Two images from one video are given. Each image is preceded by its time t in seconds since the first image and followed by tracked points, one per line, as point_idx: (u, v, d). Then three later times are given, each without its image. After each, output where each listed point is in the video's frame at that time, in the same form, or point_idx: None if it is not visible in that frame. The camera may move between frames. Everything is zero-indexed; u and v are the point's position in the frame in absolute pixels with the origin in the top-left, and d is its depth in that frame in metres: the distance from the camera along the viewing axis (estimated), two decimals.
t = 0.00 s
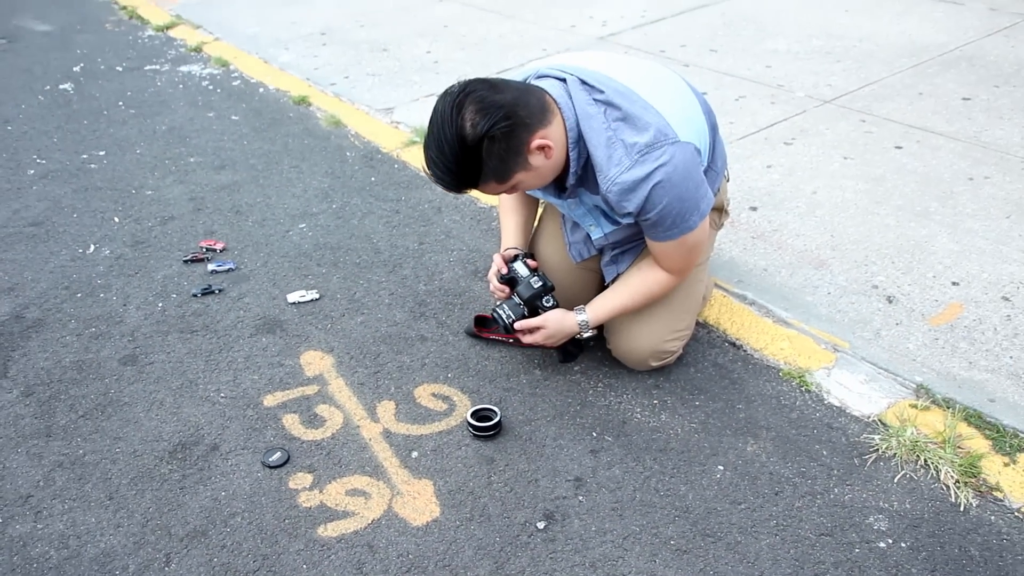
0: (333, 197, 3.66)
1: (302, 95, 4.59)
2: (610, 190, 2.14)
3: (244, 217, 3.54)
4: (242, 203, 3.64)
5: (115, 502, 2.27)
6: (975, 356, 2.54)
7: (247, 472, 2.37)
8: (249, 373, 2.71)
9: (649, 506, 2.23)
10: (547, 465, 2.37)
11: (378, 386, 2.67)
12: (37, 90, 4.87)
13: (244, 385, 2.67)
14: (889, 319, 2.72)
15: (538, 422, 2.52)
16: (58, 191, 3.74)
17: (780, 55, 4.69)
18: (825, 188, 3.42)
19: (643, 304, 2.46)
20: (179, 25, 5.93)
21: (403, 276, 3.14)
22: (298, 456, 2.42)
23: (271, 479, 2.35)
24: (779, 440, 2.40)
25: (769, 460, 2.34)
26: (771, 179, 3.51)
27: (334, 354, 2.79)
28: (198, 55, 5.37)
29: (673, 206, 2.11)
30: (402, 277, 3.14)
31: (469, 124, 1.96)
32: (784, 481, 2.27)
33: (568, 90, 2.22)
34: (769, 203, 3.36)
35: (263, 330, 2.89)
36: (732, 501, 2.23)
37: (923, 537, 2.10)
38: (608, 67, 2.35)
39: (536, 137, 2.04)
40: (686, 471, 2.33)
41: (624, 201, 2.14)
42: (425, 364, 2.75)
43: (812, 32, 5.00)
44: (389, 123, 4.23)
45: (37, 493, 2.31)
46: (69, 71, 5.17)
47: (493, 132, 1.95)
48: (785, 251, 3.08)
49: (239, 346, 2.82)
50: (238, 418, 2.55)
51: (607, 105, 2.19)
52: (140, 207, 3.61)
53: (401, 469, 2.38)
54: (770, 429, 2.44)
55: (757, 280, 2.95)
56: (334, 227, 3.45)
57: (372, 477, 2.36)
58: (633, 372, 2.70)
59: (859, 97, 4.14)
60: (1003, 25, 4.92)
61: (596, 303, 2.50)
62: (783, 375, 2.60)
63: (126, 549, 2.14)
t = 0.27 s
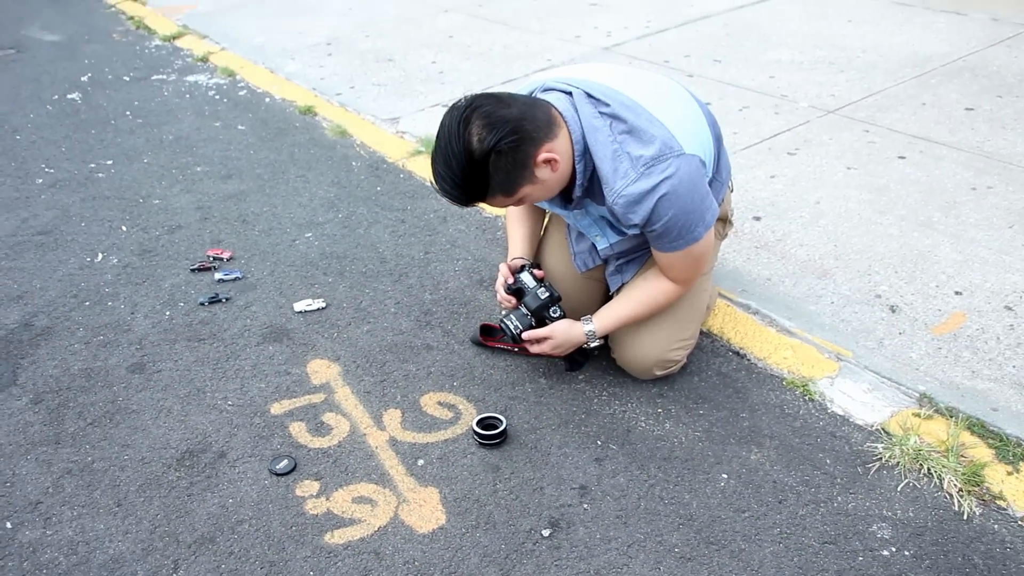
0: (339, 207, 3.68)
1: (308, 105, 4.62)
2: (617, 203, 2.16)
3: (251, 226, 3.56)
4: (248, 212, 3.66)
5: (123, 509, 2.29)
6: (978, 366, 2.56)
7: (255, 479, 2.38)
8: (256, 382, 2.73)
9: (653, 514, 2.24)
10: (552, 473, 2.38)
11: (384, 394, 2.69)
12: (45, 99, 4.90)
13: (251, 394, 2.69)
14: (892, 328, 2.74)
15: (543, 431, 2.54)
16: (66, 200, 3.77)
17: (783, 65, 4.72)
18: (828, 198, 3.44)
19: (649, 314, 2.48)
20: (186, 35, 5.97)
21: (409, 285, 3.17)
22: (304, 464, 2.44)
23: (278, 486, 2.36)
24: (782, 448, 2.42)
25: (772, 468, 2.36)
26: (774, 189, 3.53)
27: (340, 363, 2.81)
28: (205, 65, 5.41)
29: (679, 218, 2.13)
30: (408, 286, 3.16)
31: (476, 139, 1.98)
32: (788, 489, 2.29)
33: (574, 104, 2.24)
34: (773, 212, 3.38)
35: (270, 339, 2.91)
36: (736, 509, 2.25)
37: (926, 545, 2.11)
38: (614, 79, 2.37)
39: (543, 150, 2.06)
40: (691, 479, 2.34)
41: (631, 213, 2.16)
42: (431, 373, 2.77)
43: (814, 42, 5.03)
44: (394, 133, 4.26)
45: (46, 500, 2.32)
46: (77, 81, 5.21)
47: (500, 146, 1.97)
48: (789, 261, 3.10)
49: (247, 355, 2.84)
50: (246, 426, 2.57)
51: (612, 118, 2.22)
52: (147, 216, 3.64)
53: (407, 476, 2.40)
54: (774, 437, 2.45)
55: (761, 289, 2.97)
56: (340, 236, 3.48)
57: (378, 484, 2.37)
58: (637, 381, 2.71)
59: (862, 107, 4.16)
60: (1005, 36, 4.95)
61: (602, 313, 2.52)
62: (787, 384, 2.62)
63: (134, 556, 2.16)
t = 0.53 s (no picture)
0: (335, 214, 3.69)
1: (304, 112, 4.63)
2: (613, 210, 2.17)
3: (247, 233, 3.57)
4: (244, 220, 3.67)
5: (118, 516, 2.29)
6: (971, 371, 2.57)
7: (250, 486, 2.39)
8: (252, 389, 2.73)
9: (648, 520, 2.25)
10: (547, 480, 2.39)
11: (379, 401, 2.69)
12: (42, 106, 4.91)
13: (247, 400, 2.69)
14: (886, 334, 2.75)
15: (538, 437, 2.54)
16: (61, 207, 3.77)
17: (778, 72, 4.74)
18: (822, 204, 3.45)
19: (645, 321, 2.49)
20: (182, 42, 5.98)
21: (405, 292, 3.17)
22: (300, 470, 2.44)
23: (273, 493, 2.37)
24: (777, 454, 2.42)
25: (767, 474, 2.37)
26: (769, 195, 3.55)
27: (336, 370, 2.81)
28: (201, 72, 5.42)
29: (675, 226, 2.14)
30: (404, 293, 3.17)
31: (473, 148, 2.00)
32: (782, 495, 2.29)
33: (571, 112, 2.25)
34: (768, 219, 3.39)
35: (266, 346, 2.92)
36: (730, 514, 2.25)
37: (919, 550, 2.12)
38: (609, 87, 2.38)
39: (539, 159, 2.07)
40: (685, 485, 2.35)
41: (626, 220, 2.17)
42: (427, 379, 2.78)
43: (809, 49, 5.05)
44: (390, 140, 4.27)
45: (41, 508, 2.32)
46: (73, 88, 5.21)
47: (497, 155, 1.99)
48: (784, 267, 3.11)
49: (242, 362, 2.84)
50: (241, 433, 2.57)
51: (609, 127, 2.23)
52: (143, 223, 3.64)
53: (403, 483, 2.40)
54: (768, 443, 2.46)
55: (756, 295, 2.98)
56: (336, 243, 3.49)
57: (374, 491, 2.37)
58: (633, 387, 2.72)
59: (856, 114, 4.18)
60: (999, 43, 4.97)
61: (598, 319, 2.53)
62: (781, 390, 2.63)
63: (129, 563, 2.16)
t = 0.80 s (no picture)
0: (321, 219, 3.68)
1: (290, 117, 4.63)
2: (597, 217, 2.18)
3: (233, 239, 3.56)
4: (230, 225, 3.66)
5: (102, 523, 2.28)
6: (953, 375, 2.59)
7: (235, 492, 2.38)
8: (237, 395, 2.73)
9: (633, 524, 2.25)
10: (533, 484, 2.39)
11: (365, 406, 2.69)
12: (26, 111, 4.89)
13: (232, 406, 2.68)
14: (870, 339, 2.76)
15: (524, 442, 2.55)
16: (45, 213, 3.76)
17: (763, 78, 4.76)
18: (807, 209, 3.47)
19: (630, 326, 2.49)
20: (168, 47, 5.97)
21: (391, 297, 3.17)
22: (285, 476, 2.44)
23: (259, 499, 2.36)
24: (761, 457, 2.44)
25: (751, 478, 2.38)
26: (754, 200, 3.57)
27: (321, 376, 2.81)
28: (186, 77, 5.41)
29: (659, 232, 2.15)
30: (389, 298, 3.17)
31: (458, 155, 2.00)
32: (767, 499, 2.30)
33: (555, 119, 2.26)
34: (752, 224, 3.41)
35: (251, 351, 2.91)
36: (715, 518, 2.26)
37: (902, 553, 2.13)
38: (594, 93, 2.39)
39: (524, 166, 2.08)
40: (670, 490, 2.36)
41: (611, 227, 2.18)
42: (413, 385, 2.78)
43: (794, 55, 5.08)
44: (376, 145, 4.27)
45: (24, 516, 2.31)
46: (58, 93, 5.19)
47: (482, 162, 1.99)
48: (769, 272, 3.13)
49: (228, 368, 2.84)
50: (226, 439, 2.56)
51: (593, 133, 2.24)
52: (128, 229, 3.63)
53: (388, 488, 2.40)
54: (753, 447, 2.47)
55: (741, 300, 3.00)
56: (322, 248, 3.48)
57: (360, 496, 2.37)
58: (618, 392, 2.73)
59: (840, 120, 4.21)
60: (981, 50, 5.02)
61: (583, 325, 2.54)
62: (766, 395, 2.64)
63: (113, 571, 2.15)
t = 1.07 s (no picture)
0: (314, 222, 3.69)
1: (284, 120, 4.63)
2: (588, 219, 2.18)
3: (227, 242, 3.56)
4: (224, 228, 3.66)
5: (95, 527, 2.28)
6: (945, 375, 2.59)
7: (229, 495, 2.38)
8: (230, 398, 2.73)
9: (626, 526, 2.26)
10: (526, 486, 2.39)
11: (358, 409, 2.69)
12: (20, 115, 4.88)
13: (224, 409, 2.68)
14: (862, 340, 2.77)
15: (517, 444, 2.55)
16: (38, 217, 3.75)
17: (756, 79, 4.77)
18: (799, 211, 3.48)
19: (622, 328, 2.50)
20: (161, 50, 5.97)
21: (384, 300, 3.17)
22: (279, 479, 2.44)
23: (252, 502, 2.36)
24: (753, 459, 2.44)
25: (744, 479, 2.38)
26: (747, 202, 3.57)
27: (314, 378, 2.81)
28: (180, 80, 5.41)
29: (650, 235, 2.15)
30: (383, 301, 3.17)
31: (449, 158, 2.00)
32: (759, 500, 2.31)
33: (547, 121, 2.27)
34: (745, 225, 3.42)
35: (244, 354, 2.91)
36: (708, 519, 2.26)
37: (895, 553, 2.14)
38: (585, 95, 2.40)
39: (516, 169, 2.08)
40: (663, 491, 2.36)
41: (602, 229, 2.18)
42: (406, 387, 2.78)
43: (787, 57, 5.10)
44: (370, 148, 4.28)
45: (16, 520, 2.31)
46: (51, 96, 5.19)
47: (474, 165, 2.00)
48: (761, 273, 3.13)
49: (221, 371, 2.84)
50: (219, 442, 2.56)
51: (584, 136, 2.24)
52: (121, 233, 3.63)
53: (381, 491, 2.40)
54: (745, 448, 2.48)
55: (734, 302, 3.00)
56: (316, 251, 3.48)
57: (353, 499, 2.37)
58: (611, 393, 2.73)
59: (833, 121, 4.22)
60: (973, 51, 5.03)
61: (576, 327, 2.54)
62: (758, 396, 2.65)
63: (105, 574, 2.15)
